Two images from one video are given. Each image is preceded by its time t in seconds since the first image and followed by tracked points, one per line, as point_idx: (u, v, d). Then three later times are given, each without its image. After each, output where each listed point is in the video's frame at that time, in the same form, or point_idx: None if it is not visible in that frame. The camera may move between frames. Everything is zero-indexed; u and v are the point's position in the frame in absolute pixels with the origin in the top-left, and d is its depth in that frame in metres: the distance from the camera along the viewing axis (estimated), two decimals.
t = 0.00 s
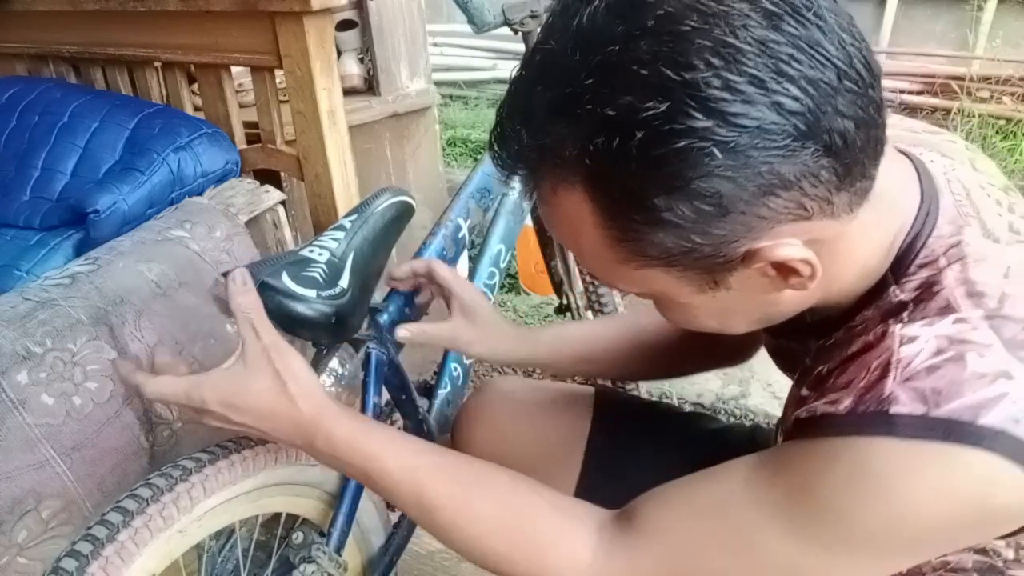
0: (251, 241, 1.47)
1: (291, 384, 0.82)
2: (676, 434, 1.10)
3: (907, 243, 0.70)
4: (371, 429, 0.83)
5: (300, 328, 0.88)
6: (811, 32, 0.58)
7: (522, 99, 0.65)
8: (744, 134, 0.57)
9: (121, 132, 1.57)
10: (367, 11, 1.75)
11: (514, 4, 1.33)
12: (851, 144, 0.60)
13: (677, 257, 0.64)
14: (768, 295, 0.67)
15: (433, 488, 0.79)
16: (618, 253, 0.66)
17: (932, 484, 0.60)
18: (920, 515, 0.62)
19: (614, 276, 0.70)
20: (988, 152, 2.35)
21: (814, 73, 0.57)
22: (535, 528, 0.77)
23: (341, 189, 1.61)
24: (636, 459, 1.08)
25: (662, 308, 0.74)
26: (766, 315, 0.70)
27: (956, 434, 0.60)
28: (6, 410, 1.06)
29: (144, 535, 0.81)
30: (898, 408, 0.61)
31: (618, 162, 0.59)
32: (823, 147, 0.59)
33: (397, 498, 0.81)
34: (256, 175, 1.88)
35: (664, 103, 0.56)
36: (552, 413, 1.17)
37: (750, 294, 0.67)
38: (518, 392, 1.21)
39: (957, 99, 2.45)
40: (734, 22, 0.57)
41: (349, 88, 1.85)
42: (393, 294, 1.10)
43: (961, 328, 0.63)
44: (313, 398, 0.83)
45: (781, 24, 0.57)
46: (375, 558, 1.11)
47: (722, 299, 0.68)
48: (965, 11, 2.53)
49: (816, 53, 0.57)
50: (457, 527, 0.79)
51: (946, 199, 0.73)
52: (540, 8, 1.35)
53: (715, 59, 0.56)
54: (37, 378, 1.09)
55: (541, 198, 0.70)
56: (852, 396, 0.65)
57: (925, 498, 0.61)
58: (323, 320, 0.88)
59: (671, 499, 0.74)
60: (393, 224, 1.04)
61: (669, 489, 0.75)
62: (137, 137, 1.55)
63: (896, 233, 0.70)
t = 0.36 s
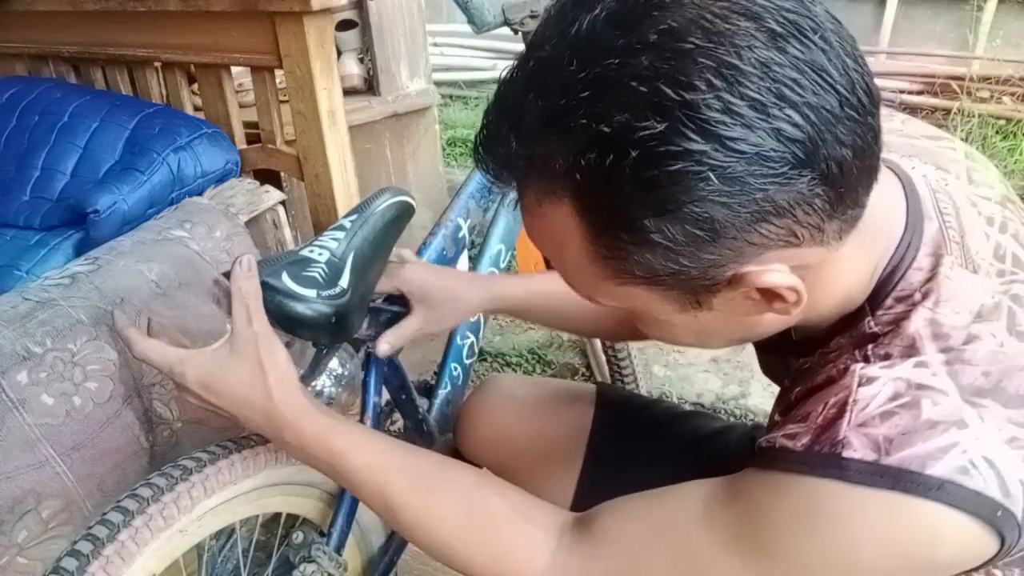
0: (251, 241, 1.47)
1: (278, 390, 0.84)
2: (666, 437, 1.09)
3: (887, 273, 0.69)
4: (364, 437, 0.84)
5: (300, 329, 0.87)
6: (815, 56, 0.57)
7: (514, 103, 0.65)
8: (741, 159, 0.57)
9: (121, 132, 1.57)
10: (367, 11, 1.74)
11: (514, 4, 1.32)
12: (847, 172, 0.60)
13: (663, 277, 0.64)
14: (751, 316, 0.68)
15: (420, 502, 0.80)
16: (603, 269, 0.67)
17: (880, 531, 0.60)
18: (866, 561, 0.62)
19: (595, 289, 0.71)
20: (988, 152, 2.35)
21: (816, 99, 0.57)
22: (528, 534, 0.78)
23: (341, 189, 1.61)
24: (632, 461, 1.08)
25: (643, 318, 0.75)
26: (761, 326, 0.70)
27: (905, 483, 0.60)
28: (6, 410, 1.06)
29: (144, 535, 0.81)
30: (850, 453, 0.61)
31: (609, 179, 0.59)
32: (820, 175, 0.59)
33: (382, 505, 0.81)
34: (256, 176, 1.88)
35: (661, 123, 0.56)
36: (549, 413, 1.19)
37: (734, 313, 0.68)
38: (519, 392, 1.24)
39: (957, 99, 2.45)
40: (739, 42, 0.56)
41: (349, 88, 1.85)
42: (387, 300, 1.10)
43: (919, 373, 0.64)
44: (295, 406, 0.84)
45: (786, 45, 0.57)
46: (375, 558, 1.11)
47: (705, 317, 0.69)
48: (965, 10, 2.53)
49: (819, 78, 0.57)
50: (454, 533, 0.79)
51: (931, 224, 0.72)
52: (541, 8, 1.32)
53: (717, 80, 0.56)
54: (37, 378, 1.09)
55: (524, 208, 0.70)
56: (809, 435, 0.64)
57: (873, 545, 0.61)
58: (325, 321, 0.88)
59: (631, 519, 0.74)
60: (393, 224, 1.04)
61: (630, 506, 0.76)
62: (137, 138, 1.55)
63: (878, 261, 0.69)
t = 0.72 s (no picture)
0: (251, 241, 1.47)
1: (270, 403, 0.84)
2: (664, 441, 1.08)
3: (883, 280, 0.69)
4: (359, 450, 0.85)
5: (303, 329, 0.88)
6: (830, 61, 0.58)
7: (520, 96, 0.65)
8: (751, 163, 0.57)
9: (121, 132, 1.57)
10: (367, 11, 1.74)
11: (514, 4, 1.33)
12: (855, 180, 0.60)
13: (665, 279, 0.64)
14: (747, 319, 0.68)
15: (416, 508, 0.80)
16: (604, 268, 0.67)
17: (860, 546, 0.59)
18: None
19: (593, 286, 0.70)
20: (987, 152, 2.36)
21: (829, 105, 0.57)
22: (527, 536, 0.78)
23: (341, 190, 1.61)
24: (630, 462, 1.09)
25: (640, 320, 0.75)
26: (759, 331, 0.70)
27: (886, 498, 0.59)
28: (5, 410, 1.06)
29: (144, 535, 0.81)
30: (833, 467, 0.61)
31: (614, 176, 0.59)
32: (828, 183, 0.59)
33: (369, 514, 0.82)
34: (256, 176, 1.88)
35: (672, 123, 0.56)
36: (551, 416, 1.19)
37: (732, 317, 0.68)
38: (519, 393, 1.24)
39: (957, 99, 2.45)
40: (754, 44, 0.56)
41: (349, 88, 1.85)
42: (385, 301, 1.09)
43: (904, 387, 0.63)
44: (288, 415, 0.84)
45: (801, 49, 0.57)
46: (375, 559, 1.11)
47: (702, 319, 0.69)
48: (965, 11, 2.53)
49: (833, 83, 0.57)
50: (451, 537, 0.79)
51: (927, 233, 0.72)
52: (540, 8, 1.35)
53: (731, 82, 0.56)
54: (37, 377, 1.09)
55: (524, 200, 0.70)
56: (795, 446, 0.64)
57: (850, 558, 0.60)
58: (326, 321, 0.88)
59: (616, 527, 0.74)
60: (394, 224, 1.04)
61: (619, 513, 0.76)
62: (137, 137, 1.55)
63: (872, 271, 0.69)
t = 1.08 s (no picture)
0: (251, 240, 1.47)
1: (272, 405, 0.84)
2: (663, 440, 1.08)
3: (879, 276, 0.69)
4: (358, 450, 0.85)
5: (299, 328, 0.88)
6: (804, 60, 0.57)
7: (506, 104, 0.65)
8: (727, 163, 0.57)
9: (121, 132, 1.57)
10: (367, 11, 1.74)
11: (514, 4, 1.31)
12: (835, 177, 0.60)
13: (651, 278, 0.64)
14: (740, 317, 0.68)
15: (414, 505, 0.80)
16: (592, 267, 0.67)
17: (857, 541, 0.59)
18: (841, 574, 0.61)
19: (587, 288, 0.70)
20: (987, 152, 2.35)
21: (803, 104, 0.57)
22: (526, 535, 0.78)
23: (341, 189, 1.61)
24: (629, 460, 1.09)
25: (637, 320, 0.75)
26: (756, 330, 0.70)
27: (880, 493, 0.59)
28: (5, 410, 1.05)
29: (144, 535, 0.81)
30: (828, 461, 0.61)
31: (595, 179, 0.60)
32: (806, 180, 0.59)
33: (369, 512, 0.82)
34: (256, 176, 1.88)
35: (648, 126, 0.56)
36: (552, 411, 1.18)
37: (726, 315, 0.68)
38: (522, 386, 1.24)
39: (957, 99, 2.45)
40: (727, 46, 0.56)
41: (349, 88, 1.85)
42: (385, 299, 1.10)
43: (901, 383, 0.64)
44: (286, 415, 0.84)
45: (774, 50, 0.57)
46: (375, 559, 1.11)
47: (694, 317, 0.69)
48: (965, 11, 2.53)
49: (807, 83, 0.57)
50: (449, 535, 0.79)
51: (923, 231, 0.72)
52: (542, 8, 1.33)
53: (703, 84, 0.56)
54: (37, 377, 1.08)
55: (516, 203, 0.70)
56: (791, 440, 0.65)
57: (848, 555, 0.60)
58: (324, 320, 0.88)
59: (615, 524, 0.74)
60: (393, 224, 1.04)
61: (617, 508, 0.76)
62: (137, 137, 1.55)
63: (866, 269, 0.69)
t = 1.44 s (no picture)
0: (251, 241, 1.47)
1: (276, 407, 0.84)
2: (663, 439, 1.08)
3: (879, 275, 0.69)
4: (359, 451, 0.85)
5: (299, 328, 0.88)
6: (797, 61, 0.58)
7: (503, 109, 0.65)
8: (722, 164, 0.57)
9: (121, 132, 1.57)
10: (367, 11, 1.74)
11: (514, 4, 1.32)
12: (831, 176, 0.60)
13: (651, 279, 0.64)
14: (741, 316, 0.68)
15: (412, 504, 0.81)
16: (592, 268, 0.67)
17: (857, 539, 0.59)
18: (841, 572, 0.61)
19: (589, 289, 0.70)
20: (987, 152, 2.35)
21: (797, 104, 0.57)
22: (526, 535, 0.78)
23: (341, 189, 1.61)
24: (628, 460, 1.09)
25: (637, 320, 0.76)
26: (756, 329, 0.70)
27: (881, 490, 0.59)
28: (5, 410, 1.06)
29: (144, 535, 0.81)
30: (828, 459, 0.61)
31: (592, 182, 0.60)
32: (803, 179, 0.59)
33: (368, 511, 0.82)
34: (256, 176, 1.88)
35: (643, 128, 0.56)
36: (553, 412, 1.18)
37: (725, 314, 0.68)
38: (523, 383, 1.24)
39: (957, 99, 2.45)
40: (719, 49, 0.56)
41: (349, 88, 1.85)
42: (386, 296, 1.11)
43: (902, 381, 0.64)
44: (289, 418, 0.84)
45: (767, 51, 0.57)
46: (375, 559, 1.11)
47: (694, 317, 0.69)
48: (965, 11, 2.53)
49: (800, 83, 0.57)
50: (449, 534, 0.79)
51: (923, 229, 0.71)
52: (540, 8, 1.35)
53: (697, 87, 0.56)
54: (37, 377, 1.09)
55: (517, 208, 0.70)
56: (793, 439, 0.65)
57: (848, 552, 0.60)
58: (324, 320, 0.88)
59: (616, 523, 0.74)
60: (393, 224, 1.04)
61: (619, 508, 0.76)
62: (137, 137, 1.55)
63: (867, 267, 0.69)
